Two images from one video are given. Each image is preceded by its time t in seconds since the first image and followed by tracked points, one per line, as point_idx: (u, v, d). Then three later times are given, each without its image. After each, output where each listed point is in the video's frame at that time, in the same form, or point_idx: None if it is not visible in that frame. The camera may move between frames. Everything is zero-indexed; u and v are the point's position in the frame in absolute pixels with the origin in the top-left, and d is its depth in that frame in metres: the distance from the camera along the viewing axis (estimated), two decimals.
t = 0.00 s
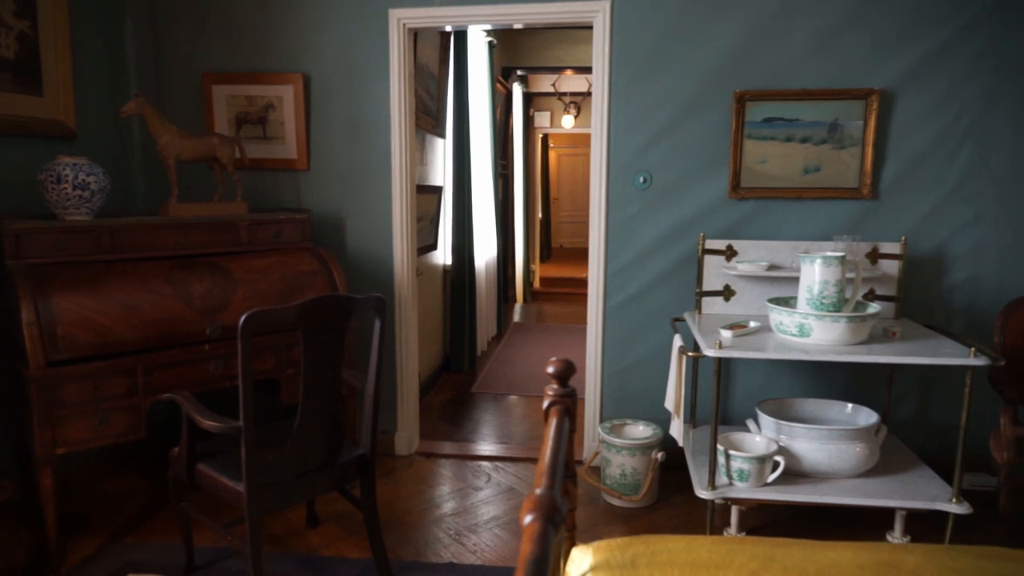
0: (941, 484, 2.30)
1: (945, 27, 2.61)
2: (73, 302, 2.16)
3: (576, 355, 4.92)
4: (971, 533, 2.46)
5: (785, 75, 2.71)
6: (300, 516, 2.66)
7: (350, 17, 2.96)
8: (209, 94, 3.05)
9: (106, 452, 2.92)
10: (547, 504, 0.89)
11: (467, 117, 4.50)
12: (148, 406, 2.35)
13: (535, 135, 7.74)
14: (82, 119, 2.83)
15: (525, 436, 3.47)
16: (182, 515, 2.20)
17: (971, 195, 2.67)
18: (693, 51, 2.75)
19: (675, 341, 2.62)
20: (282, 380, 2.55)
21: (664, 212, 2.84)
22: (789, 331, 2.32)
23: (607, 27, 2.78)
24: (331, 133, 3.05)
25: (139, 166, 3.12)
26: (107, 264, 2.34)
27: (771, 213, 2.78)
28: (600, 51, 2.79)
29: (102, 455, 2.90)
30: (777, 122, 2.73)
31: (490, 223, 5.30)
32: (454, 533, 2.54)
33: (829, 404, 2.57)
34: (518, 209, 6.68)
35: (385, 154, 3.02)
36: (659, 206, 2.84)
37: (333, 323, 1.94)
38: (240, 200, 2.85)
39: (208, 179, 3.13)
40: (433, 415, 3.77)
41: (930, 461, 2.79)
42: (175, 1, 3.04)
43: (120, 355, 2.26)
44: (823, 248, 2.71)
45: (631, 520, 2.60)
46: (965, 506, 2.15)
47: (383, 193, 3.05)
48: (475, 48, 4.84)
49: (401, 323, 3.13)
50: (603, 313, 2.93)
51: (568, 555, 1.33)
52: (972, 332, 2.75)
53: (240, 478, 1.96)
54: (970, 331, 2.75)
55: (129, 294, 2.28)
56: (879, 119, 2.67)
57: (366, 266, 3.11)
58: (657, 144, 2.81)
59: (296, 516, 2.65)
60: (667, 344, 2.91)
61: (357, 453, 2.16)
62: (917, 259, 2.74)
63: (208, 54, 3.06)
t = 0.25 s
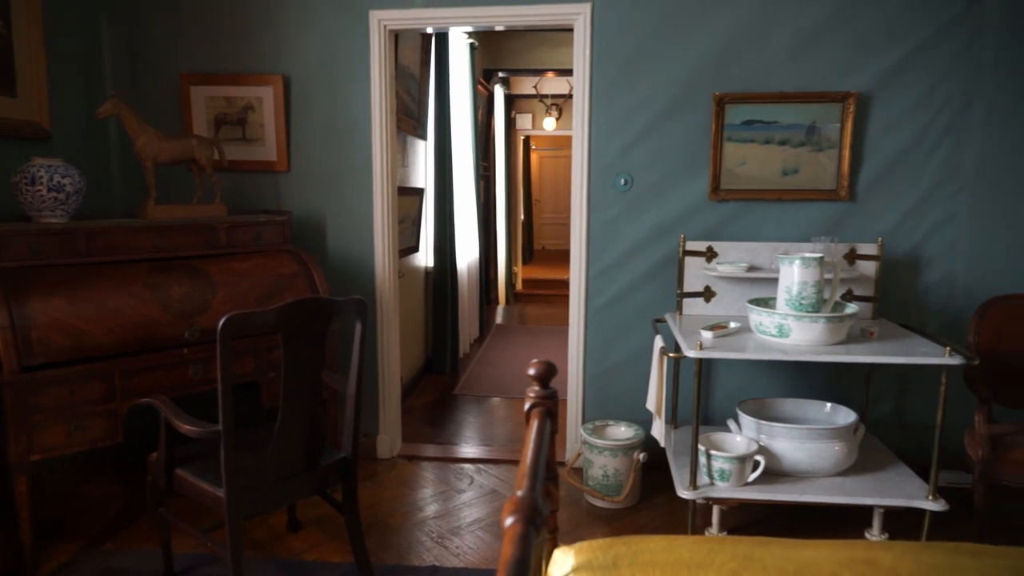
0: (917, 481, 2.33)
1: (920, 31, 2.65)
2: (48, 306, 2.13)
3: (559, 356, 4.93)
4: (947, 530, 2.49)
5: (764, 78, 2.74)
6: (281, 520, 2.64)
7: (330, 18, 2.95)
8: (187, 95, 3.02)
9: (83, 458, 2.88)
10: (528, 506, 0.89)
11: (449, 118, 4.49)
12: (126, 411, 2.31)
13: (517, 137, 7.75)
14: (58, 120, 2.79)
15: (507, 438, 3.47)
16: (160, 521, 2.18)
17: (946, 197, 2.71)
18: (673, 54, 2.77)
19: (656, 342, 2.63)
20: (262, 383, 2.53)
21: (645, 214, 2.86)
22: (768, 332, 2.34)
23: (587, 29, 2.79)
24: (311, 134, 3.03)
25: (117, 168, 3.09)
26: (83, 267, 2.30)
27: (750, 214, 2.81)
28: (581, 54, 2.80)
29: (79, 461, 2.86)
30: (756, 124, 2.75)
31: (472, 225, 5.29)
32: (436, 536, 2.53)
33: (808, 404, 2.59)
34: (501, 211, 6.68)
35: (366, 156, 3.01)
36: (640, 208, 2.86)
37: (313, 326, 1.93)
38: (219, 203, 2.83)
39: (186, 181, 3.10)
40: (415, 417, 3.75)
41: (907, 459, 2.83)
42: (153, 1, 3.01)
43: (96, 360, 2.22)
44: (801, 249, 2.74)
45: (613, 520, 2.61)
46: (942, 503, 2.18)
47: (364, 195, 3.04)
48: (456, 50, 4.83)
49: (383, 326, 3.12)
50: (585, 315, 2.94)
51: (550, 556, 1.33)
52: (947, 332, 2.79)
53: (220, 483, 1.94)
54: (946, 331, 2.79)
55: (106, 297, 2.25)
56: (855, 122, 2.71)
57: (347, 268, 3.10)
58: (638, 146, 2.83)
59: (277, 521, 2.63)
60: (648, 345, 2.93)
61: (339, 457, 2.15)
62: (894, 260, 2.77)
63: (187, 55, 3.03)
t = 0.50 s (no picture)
0: (888, 479, 2.37)
1: (888, 37, 2.70)
2: (15, 311, 2.08)
3: (536, 359, 4.94)
4: (917, 526, 2.54)
5: (737, 82, 2.77)
6: (256, 527, 2.61)
7: (305, 20, 2.93)
8: (159, 96, 2.98)
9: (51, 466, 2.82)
10: (504, 509, 0.89)
11: (425, 121, 4.48)
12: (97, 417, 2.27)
13: (493, 139, 7.75)
14: (25, 121, 2.74)
15: (485, 441, 3.46)
16: (132, 530, 2.14)
17: (914, 199, 2.77)
18: (647, 58, 2.79)
19: (632, 343, 2.65)
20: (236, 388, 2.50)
21: (621, 217, 2.87)
22: (742, 332, 2.37)
23: (563, 33, 2.80)
24: (285, 137, 3.00)
25: (86, 170, 3.03)
26: (51, 272, 2.26)
27: (724, 216, 2.84)
28: (557, 57, 2.82)
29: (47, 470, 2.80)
30: (729, 127, 2.79)
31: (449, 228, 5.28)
32: (414, 540, 2.52)
33: (782, 404, 2.62)
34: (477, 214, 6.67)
35: (341, 159, 2.99)
36: (616, 210, 2.87)
37: (288, 330, 1.91)
38: (192, 206, 2.79)
39: (158, 184, 3.05)
40: (392, 421, 3.73)
41: (878, 457, 2.87)
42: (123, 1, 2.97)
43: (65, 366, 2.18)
44: (774, 251, 2.77)
45: (590, 522, 2.62)
46: (912, 499, 2.22)
47: (340, 198, 3.02)
48: (432, 52, 4.82)
49: (359, 329, 3.10)
50: (562, 317, 2.95)
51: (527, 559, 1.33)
52: (916, 332, 2.84)
53: (193, 490, 1.92)
54: (915, 331, 2.84)
55: (75, 302, 2.21)
56: (826, 125, 2.75)
57: (323, 271, 3.07)
58: (613, 149, 2.85)
59: (252, 528, 2.59)
60: (624, 347, 2.94)
61: (314, 462, 2.13)
62: (864, 261, 2.82)
63: (158, 56, 2.99)
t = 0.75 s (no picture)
0: (860, 476, 2.40)
1: (858, 42, 2.74)
2: None
3: (514, 361, 4.94)
4: (889, 523, 2.58)
5: (711, 85, 2.80)
6: (231, 533, 2.58)
7: (279, 21, 2.90)
8: (130, 98, 2.93)
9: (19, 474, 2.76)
10: (480, 511, 0.89)
11: (401, 123, 4.47)
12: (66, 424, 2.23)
13: (470, 142, 7.74)
14: None
15: (463, 443, 3.46)
16: (103, 538, 2.10)
17: (884, 201, 2.81)
18: (622, 62, 2.81)
19: (608, 345, 2.66)
20: (210, 393, 2.47)
21: (597, 219, 2.89)
22: (717, 333, 2.39)
23: (538, 36, 2.81)
24: (260, 139, 2.98)
25: (54, 172, 2.98)
26: (20, 276, 2.21)
27: (699, 218, 2.86)
28: (533, 59, 2.82)
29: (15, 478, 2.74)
30: (703, 130, 2.81)
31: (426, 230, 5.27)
32: (391, 545, 2.50)
33: (757, 404, 2.65)
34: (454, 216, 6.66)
35: (317, 161, 2.97)
36: (592, 212, 2.89)
37: (263, 334, 1.89)
38: (164, 208, 2.76)
39: (129, 186, 3.01)
40: (369, 425, 3.71)
41: (851, 455, 2.92)
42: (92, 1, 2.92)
43: (34, 373, 2.14)
44: (748, 252, 2.80)
45: (568, 523, 2.62)
46: (883, 496, 2.26)
47: (315, 200, 2.99)
48: (408, 54, 4.81)
49: (335, 333, 3.08)
50: (539, 319, 2.95)
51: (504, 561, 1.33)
52: (887, 331, 2.89)
53: (166, 497, 1.89)
54: (886, 330, 2.89)
55: (44, 307, 2.17)
56: (798, 128, 2.79)
57: (298, 274, 3.05)
58: (589, 152, 2.86)
59: (227, 535, 2.56)
60: (601, 349, 2.96)
61: (290, 467, 2.11)
62: (836, 262, 2.86)
63: (128, 57, 2.94)
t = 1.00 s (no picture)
0: (838, 475, 2.43)
1: (833, 46, 2.78)
2: None
3: (496, 362, 4.94)
4: (866, 520, 2.61)
5: (689, 88, 2.82)
6: (210, 539, 2.55)
7: (257, 21, 2.88)
8: (105, 99, 2.90)
9: None
10: (460, 514, 0.89)
11: (381, 125, 4.45)
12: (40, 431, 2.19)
13: (450, 144, 7.73)
14: None
15: (445, 446, 3.45)
16: (79, 546, 2.07)
17: (860, 203, 2.85)
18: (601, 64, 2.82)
19: (589, 346, 2.67)
20: (188, 398, 2.44)
21: (577, 221, 2.90)
22: (697, 334, 2.41)
23: (518, 38, 2.81)
24: (238, 140, 2.95)
25: (27, 174, 2.93)
26: None
27: (678, 220, 2.88)
28: (512, 62, 2.83)
29: None
30: (682, 133, 2.83)
31: (407, 232, 5.25)
32: (373, 548, 2.49)
33: (737, 404, 2.68)
34: (435, 218, 6.65)
35: (296, 163, 2.95)
36: (572, 214, 2.89)
37: (241, 338, 1.87)
38: (140, 210, 2.72)
39: (104, 188, 2.97)
40: (350, 428, 3.69)
41: (829, 454, 2.95)
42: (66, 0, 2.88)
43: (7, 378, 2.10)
44: (727, 254, 2.83)
45: (550, 524, 2.63)
46: (861, 494, 2.29)
47: (295, 202, 2.97)
48: (388, 56, 4.79)
49: (315, 336, 3.06)
50: (520, 321, 2.96)
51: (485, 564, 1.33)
52: (864, 331, 2.93)
53: (143, 503, 1.86)
54: (862, 330, 2.93)
55: (17, 311, 2.13)
56: (775, 131, 2.82)
57: (278, 277, 3.03)
58: (569, 154, 2.87)
59: (206, 540, 2.53)
60: (581, 350, 2.97)
61: (269, 471, 2.09)
62: (813, 263, 2.89)
63: (103, 57, 2.90)
